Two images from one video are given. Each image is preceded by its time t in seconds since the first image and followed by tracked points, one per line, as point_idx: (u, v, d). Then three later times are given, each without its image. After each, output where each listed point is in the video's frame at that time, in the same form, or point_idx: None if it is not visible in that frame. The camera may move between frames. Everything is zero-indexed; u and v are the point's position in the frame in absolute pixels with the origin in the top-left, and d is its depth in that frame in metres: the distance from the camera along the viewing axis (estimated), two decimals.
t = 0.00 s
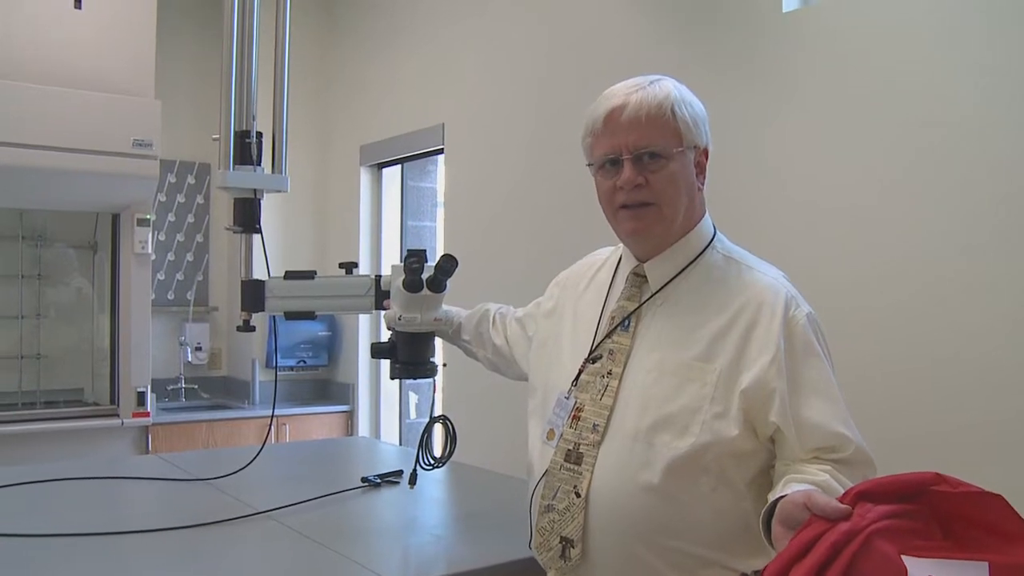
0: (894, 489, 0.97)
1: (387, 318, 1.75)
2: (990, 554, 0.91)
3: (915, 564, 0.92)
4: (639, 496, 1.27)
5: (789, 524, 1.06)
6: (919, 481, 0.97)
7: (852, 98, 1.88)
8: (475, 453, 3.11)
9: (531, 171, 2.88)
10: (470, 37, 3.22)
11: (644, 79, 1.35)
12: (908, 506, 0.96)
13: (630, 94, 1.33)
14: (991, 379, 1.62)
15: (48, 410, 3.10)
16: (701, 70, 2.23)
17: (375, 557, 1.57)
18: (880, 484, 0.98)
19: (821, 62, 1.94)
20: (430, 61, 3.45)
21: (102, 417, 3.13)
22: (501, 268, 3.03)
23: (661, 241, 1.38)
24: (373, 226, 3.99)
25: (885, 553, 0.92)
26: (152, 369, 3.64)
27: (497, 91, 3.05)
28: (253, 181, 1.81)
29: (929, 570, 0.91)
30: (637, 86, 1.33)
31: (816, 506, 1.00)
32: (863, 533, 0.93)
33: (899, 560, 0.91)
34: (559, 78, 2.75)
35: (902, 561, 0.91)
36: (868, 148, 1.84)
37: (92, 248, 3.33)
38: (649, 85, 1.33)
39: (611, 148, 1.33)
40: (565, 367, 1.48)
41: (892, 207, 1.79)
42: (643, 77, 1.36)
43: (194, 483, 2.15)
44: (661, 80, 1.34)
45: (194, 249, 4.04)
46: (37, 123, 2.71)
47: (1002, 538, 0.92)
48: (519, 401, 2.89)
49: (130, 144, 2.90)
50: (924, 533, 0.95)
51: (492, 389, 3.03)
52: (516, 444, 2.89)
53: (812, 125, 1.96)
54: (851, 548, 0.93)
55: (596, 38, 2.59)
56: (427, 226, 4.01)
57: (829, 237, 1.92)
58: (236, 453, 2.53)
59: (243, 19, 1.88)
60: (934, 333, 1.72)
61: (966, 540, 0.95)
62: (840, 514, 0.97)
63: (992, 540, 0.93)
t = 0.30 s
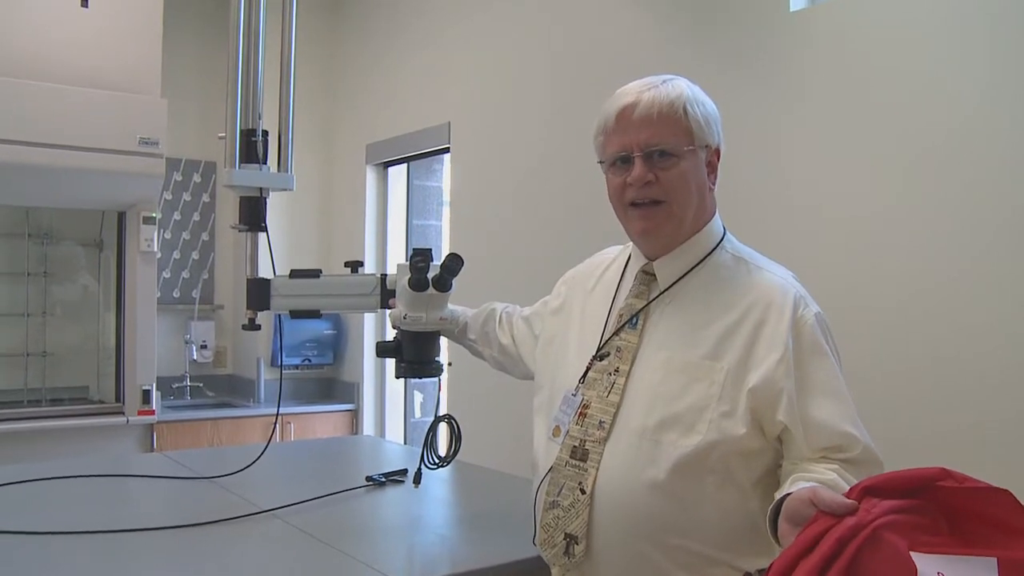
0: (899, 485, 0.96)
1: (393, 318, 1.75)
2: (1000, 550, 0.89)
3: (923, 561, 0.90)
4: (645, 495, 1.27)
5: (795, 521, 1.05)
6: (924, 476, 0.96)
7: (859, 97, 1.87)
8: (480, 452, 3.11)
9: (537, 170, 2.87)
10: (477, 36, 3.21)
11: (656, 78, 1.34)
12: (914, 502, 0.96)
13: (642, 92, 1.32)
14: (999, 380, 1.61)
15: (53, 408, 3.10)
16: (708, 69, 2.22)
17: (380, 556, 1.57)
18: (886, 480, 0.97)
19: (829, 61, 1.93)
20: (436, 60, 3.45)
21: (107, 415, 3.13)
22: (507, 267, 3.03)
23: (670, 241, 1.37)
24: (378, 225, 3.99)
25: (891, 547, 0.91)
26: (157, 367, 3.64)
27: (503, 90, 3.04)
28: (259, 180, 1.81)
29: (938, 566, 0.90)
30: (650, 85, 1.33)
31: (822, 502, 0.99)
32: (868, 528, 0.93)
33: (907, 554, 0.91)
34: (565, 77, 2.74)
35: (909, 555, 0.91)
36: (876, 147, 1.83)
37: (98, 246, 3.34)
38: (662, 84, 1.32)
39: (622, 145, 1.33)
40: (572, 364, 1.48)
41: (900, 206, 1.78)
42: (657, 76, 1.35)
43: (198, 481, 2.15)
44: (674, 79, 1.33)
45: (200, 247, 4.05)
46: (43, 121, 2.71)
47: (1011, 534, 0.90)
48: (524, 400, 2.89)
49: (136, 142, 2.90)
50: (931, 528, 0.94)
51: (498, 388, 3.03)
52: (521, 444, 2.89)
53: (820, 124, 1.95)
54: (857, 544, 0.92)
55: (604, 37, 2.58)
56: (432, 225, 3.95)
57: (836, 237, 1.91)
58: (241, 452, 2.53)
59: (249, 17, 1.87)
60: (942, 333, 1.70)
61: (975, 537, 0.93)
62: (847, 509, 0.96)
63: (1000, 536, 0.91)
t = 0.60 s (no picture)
0: (882, 476, 0.96)
1: (390, 320, 1.74)
2: (984, 543, 0.92)
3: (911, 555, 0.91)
4: (640, 498, 1.26)
5: (783, 517, 1.05)
6: (912, 471, 0.96)
7: (857, 101, 1.87)
8: (477, 454, 3.11)
9: (536, 172, 2.88)
10: (476, 38, 3.21)
11: (656, 83, 1.34)
12: (901, 496, 0.95)
13: (638, 97, 1.33)
14: (997, 384, 1.61)
15: (49, 410, 3.10)
16: (707, 72, 2.23)
17: (376, 558, 1.57)
18: (871, 474, 0.97)
19: (827, 64, 1.93)
20: (435, 62, 3.45)
21: (104, 417, 3.13)
22: (505, 269, 3.03)
23: (664, 245, 1.37)
24: (376, 227, 3.99)
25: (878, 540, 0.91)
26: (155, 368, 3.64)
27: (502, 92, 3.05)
28: (256, 182, 1.80)
29: (926, 561, 0.91)
30: (647, 89, 1.33)
31: (808, 498, 0.99)
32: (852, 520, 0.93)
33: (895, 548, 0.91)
34: (564, 80, 2.75)
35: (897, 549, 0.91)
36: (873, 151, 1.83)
37: (96, 247, 3.33)
38: (660, 88, 1.32)
39: (615, 149, 1.34)
40: (571, 366, 1.48)
41: (898, 209, 1.78)
42: (658, 81, 1.35)
43: (195, 483, 2.14)
44: (673, 84, 1.33)
45: (198, 249, 4.04)
46: (41, 122, 2.71)
47: (995, 527, 0.93)
48: (522, 403, 2.89)
49: (134, 143, 2.90)
50: (917, 522, 0.94)
51: (496, 391, 3.03)
52: (519, 447, 2.89)
53: (817, 128, 1.95)
54: (845, 538, 0.92)
55: (602, 39, 2.59)
56: (431, 228, 3.89)
57: (834, 241, 1.91)
58: (239, 454, 2.53)
59: (248, 19, 1.87)
60: (939, 337, 1.70)
61: (959, 531, 0.94)
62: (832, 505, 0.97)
63: (983, 528, 0.94)
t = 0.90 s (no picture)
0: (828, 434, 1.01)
1: (385, 320, 1.74)
2: (928, 490, 0.96)
3: (853, 501, 0.96)
4: (634, 499, 1.26)
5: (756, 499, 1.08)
6: (863, 425, 1.00)
7: (853, 101, 1.87)
8: (474, 455, 3.10)
9: (533, 173, 2.87)
10: (473, 38, 3.21)
11: (649, 83, 1.34)
12: (850, 451, 1.00)
13: (631, 98, 1.33)
14: (996, 384, 1.61)
15: (45, 411, 3.08)
16: (704, 73, 2.23)
17: (372, 559, 1.56)
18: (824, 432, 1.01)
19: (823, 64, 1.93)
20: (432, 62, 3.45)
21: (99, 418, 3.12)
22: (502, 270, 3.03)
23: (658, 245, 1.37)
24: (372, 228, 3.99)
25: (822, 490, 0.96)
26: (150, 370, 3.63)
27: (499, 92, 3.05)
28: (252, 182, 1.80)
29: (868, 506, 0.96)
30: (639, 90, 1.33)
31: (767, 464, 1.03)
32: (798, 471, 0.97)
33: (838, 495, 0.95)
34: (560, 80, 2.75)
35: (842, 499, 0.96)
36: (869, 150, 1.83)
37: (91, 248, 3.33)
38: (652, 89, 1.32)
39: (608, 150, 1.34)
40: (568, 366, 1.47)
41: (894, 209, 1.78)
42: (651, 81, 1.35)
43: (191, 484, 2.14)
44: (666, 84, 1.33)
45: (193, 249, 4.03)
46: (35, 122, 2.70)
47: (941, 476, 0.97)
48: (518, 404, 2.88)
49: (129, 143, 2.89)
50: (864, 474, 0.99)
51: (492, 391, 3.03)
52: (514, 447, 2.89)
53: (813, 127, 1.95)
54: (792, 489, 0.97)
55: (600, 39, 2.58)
56: (426, 228, 3.91)
57: (831, 240, 1.91)
58: (235, 455, 2.52)
59: (243, 19, 1.87)
60: (935, 338, 1.70)
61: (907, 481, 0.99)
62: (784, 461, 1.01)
63: (929, 478, 0.98)
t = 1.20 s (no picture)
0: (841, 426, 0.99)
1: (383, 322, 1.73)
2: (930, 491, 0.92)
3: (858, 485, 0.92)
4: (632, 499, 1.26)
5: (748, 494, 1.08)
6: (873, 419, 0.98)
7: (851, 100, 1.87)
8: (473, 456, 3.10)
9: (531, 172, 2.87)
10: (470, 39, 3.21)
11: (640, 85, 1.34)
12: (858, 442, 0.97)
13: (622, 100, 1.33)
14: (996, 382, 1.61)
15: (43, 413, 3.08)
16: (702, 73, 2.23)
17: (371, 561, 1.56)
18: (835, 420, 1.00)
19: (821, 64, 1.93)
20: (430, 63, 3.45)
21: (97, 420, 3.11)
22: (501, 271, 3.04)
23: (656, 245, 1.37)
24: (370, 229, 3.98)
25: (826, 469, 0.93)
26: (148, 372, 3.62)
27: (497, 93, 3.05)
28: (249, 184, 1.79)
29: (871, 493, 0.92)
30: (630, 92, 1.33)
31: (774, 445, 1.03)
32: (803, 449, 0.96)
33: (845, 475, 0.93)
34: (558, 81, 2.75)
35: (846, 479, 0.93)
36: (867, 150, 1.84)
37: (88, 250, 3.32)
38: (642, 90, 1.32)
39: (601, 154, 1.34)
40: (567, 367, 1.47)
41: (892, 208, 1.78)
42: (643, 82, 1.35)
43: (190, 487, 2.13)
44: (657, 85, 1.32)
45: (191, 251, 4.03)
46: (33, 123, 2.69)
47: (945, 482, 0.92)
48: (517, 405, 2.89)
49: (126, 145, 2.89)
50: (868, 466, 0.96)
51: (491, 392, 3.02)
52: (514, 448, 2.89)
53: (811, 127, 1.96)
54: (795, 467, 0.95)
55: (599, 39, 2.58)
56: (425, 229, 3.93)
57: (829, 240, 1.91)
58: (233, 457, 2.52)
59: (240, 20, 1.86)
60: (934, 337, 1.71)
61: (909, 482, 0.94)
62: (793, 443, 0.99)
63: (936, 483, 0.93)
